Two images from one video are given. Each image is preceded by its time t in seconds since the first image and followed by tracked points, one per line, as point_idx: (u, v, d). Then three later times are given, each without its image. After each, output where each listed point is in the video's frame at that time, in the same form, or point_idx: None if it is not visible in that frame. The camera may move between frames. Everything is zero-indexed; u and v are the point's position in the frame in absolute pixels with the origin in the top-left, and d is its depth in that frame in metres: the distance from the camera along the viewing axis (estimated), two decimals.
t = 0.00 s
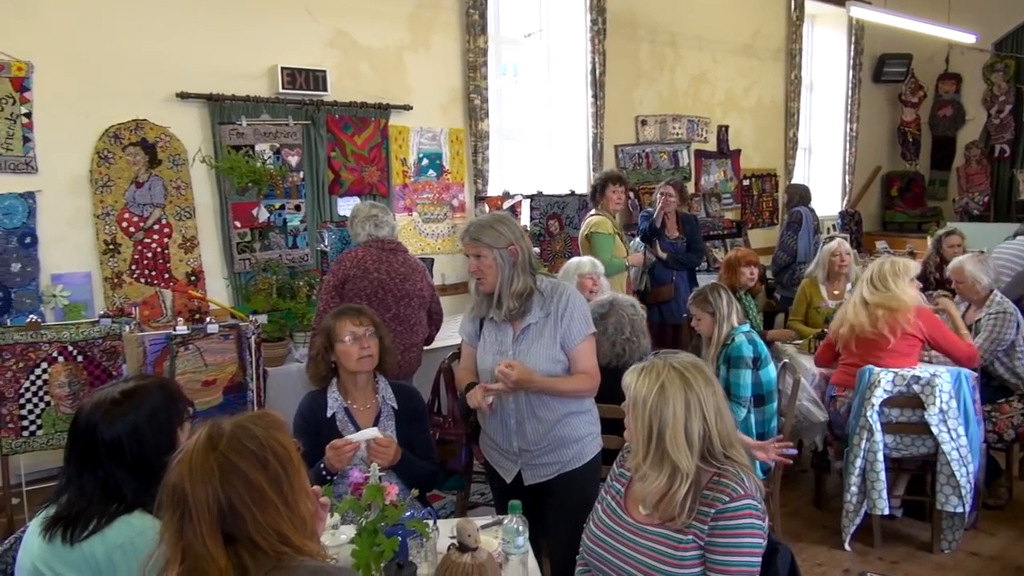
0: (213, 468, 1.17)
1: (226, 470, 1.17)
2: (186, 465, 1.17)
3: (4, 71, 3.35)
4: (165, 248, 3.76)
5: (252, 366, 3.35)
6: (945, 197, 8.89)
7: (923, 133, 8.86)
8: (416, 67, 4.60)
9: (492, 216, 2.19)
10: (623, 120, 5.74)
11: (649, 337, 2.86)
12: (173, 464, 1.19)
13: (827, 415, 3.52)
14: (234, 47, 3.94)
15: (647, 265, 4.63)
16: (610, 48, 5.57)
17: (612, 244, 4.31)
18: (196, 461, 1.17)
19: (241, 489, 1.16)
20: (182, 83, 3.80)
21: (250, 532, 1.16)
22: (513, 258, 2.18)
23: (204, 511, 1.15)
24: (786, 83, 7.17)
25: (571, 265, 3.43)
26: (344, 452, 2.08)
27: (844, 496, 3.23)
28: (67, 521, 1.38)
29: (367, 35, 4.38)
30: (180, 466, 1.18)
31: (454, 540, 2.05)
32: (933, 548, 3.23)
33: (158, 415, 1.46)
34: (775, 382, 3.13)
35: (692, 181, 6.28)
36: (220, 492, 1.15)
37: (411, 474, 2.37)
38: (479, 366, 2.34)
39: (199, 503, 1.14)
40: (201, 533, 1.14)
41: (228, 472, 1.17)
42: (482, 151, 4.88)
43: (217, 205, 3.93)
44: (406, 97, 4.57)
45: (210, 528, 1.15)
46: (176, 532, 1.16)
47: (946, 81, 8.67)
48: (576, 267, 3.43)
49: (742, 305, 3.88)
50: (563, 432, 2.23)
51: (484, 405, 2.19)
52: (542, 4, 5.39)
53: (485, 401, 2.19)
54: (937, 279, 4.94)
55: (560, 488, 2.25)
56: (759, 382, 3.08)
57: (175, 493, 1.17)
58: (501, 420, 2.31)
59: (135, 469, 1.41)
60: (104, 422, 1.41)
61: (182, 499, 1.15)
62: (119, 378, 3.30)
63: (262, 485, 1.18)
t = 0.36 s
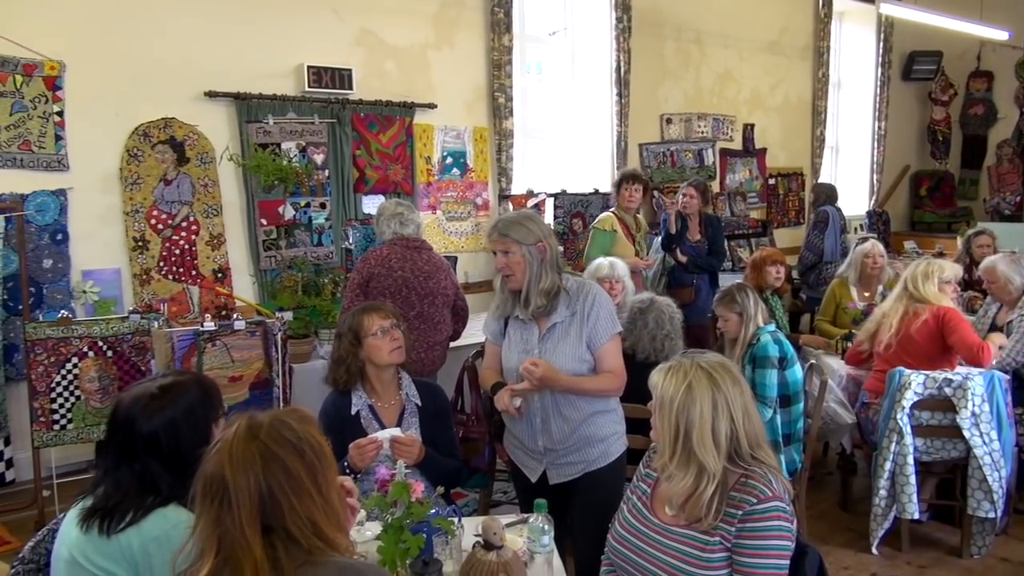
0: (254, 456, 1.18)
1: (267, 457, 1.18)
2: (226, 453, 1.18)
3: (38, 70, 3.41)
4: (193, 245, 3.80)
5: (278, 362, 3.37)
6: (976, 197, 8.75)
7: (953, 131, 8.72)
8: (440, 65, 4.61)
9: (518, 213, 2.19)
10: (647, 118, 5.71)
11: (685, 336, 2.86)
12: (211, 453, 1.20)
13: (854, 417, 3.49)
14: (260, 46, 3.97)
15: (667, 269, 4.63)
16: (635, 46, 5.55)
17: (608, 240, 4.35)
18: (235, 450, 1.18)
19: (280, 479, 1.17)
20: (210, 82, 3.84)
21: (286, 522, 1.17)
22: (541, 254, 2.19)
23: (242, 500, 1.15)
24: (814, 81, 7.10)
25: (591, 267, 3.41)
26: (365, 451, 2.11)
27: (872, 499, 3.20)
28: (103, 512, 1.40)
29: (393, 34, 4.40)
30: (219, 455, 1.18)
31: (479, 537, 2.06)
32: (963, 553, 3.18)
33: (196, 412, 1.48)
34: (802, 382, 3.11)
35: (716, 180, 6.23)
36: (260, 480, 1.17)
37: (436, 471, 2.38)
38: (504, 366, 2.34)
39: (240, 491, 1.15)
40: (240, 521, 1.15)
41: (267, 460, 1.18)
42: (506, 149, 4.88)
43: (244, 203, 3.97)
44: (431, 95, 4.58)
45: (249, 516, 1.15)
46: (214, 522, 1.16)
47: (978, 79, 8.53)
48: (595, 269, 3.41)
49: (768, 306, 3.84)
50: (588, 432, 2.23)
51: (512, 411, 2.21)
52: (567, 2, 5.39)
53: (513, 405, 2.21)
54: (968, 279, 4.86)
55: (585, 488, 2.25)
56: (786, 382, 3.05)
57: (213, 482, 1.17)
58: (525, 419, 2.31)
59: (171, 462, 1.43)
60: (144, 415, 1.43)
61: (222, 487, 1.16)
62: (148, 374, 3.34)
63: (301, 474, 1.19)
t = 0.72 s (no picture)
0: (284, 447, 1.19)
1: (296, 448, 1.19)
2: (257, 443, 1.19)
3: (67, 70, 3.46)
4: (218, 243, 3.84)
5: (302, 359, 3.40)
6: (1006, 196, 8.60)
7: (982, 129, 8.58)
8: (463, 64, 4.62)
9: (538, 214, 2.19)
10: (670, 116, 5.68)
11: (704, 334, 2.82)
12: (240, 444, 1.21)
13: (881, 419, 3.45)
14: (285, 45, 4.00)
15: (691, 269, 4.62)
16: (658, 44, 5.52)
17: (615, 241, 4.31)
18: (266, 441, 1.19)
19: (310, 471, 1.18)
20: (235, 81, 3.87)
21: (314, 515, 1.17)
22: (567, 253, 2.20)
23: (272, 490, 1.16)
24: (839, 78, 7.02)
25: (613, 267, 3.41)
26: (387, 452, 2.13)
27: (899, 501, 3.16)
28: (141, 504, 1.42)
29: (416, 33, 4.41)
30: (249, 445, 1.20)
31: (502, 536, 2.06)
32: (991, 557, 3.13)
33: (235, 408, 1.49)
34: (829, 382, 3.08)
35: (740, 178, 6.18)
36: (290, 471, 1.17)
37: (460, 469, 2.38)
38: (528, 364, 2.34)
39: (270, 480, 1.16)
40: (269, 510, 1.15)
41: (297, 451, 1.19)
42: (529, 148, 4.87)
43: (268, 201, 4.00)
44: (453, 94, 4.59)
45: (278, 506, 1.16)
46: (243, 511, 1.16)
47: (1008, 75, 8.38)
48: (616, 269, 3.41)
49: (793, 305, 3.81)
50: (612, 430, 2.22)
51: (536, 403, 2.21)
52: None
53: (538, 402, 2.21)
54: (999, 279, 4.77)
55: (608, 487, 2.24)
56: (815, 379, 3.02)
57: (243, 472, 1.18)
58: (549, 417, 2.31)
59: (209, 457, 1.44)
60: (184, 409, 1.45)
61: (252, 476, 1.17)
62: (174, 370, 3.38)
63: (329, 466, 1.20)
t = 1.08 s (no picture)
0: (314, 439, 1.20)
1: (327, 441, 1.20)
2: (287, 435, 1.20)
3: (100, 70, 3.51)
4: (246, 241, 3.88)
5: (328, 356, 3.42)
6: None
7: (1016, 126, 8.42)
8: (489, 62, 4.62)
9: (563, 212, 2.19)
10: (696, 114, 5.64)
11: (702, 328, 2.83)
12: (271, 437, 1.22)
13: (911, 421, 3.40)
14: (313, 45, 4.03)
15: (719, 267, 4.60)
16: (684, 42, 5.48)
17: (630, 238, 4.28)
18: (296, 434, 1.20)
19: (339, 464, 1.19)
20: (264, 81, 3.91)
21: (343, 508, 1.18)
22: (594, 251, 2.19)
23: (302, 482, 1.17)
24: (869, 75, 6.93)
25: (639, 264, 3.41)
26: (414, 453, 2.14)
27: (929, 505, 3.11)
28: (182, 497, 1.43)
29: (442, 31, 4.43)
30: (280, 437, 1.21)
31: (529, 534, 2.06)
32: None
33: (278, 405, 1.51)
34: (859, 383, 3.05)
35: (767, 177, 6.13)
36: (319, 462, 1.18)
37: (487, 467, 2.39)
38: (554, 364, 2.34)
39: (299, 471, 1.17)
40: (299, 500, 1.16)
41: (328, 444, 1.19)
42: (554, 146, 4.86)
43: (295, 199, 4.04)
44: (479, 92, 4.60)
45: (308, 497, 1.17)
46: (273, 501, 1.17)
47: None
48: (643, 267, 3.41)
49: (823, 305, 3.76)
50: (639, 429, 2.21)
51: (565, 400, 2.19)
52: None
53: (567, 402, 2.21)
54: None
55: (634, 487, 2.23)
56: (847, 379, 2.99)
57: (274, 464, 1.19)
58: (575, 416, 2.31)
59: (251, 453, 1.47)
60: (230, 404, 1.48)
61: (282, 466, 1.17)
62: (203, 366, 3.42)
63: (358, 458, 1.20)
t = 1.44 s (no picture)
0: (343, 435, 1.20)
1: (355, 438, 1.20)
2: (316, 432, 1.21)
3: (132, 69, 3.56)
4: (274, 238, 3.92)
5: (354, 353, 3.44)
6: None
7: None
8: (515, 61, 4.62)
9: (589, 211, 2.18)
10: (724, 113, 5.59)
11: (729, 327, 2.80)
12: (301, 433, 1.24)
13: (942, 425, 3.35)
14: (341, 44, 4.06)
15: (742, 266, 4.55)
16: (712, 40, 5.44)
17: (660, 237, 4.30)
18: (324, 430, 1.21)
19: (367, 460, 1.19)
20: (292, 79, 3.94)
21: (371, 504, 1.19)
22: (619, 251, 2.18)
23: (330, 478, 1.18)
24: (900, 74, 6.83)
25: (673, 260, 3.37)
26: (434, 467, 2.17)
27: (961, 510, 3.06)
28: (216, 490, 1.45)
29: (469, 30, 4.44)
30: (309, 433, 1.22)
31: (554, 533, 2.06)
32: None
33: (311, 403, 1.53)
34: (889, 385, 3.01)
35: (796, 177, 6.06)
36: (348, 459, 1.19)
37: (511, 467, 2.39)
38: (580, 364, 2.33)
39: (327, 467, 1.17)
40: (328, 496, 1.17)
41: (356, 441, 1.20)
42: (580, 145, 4.85)
43: (322, 197, 4.07)
44: (505, 91, 4.60)
45: (337, 493, 1.17)
46: (302, 497, 1.18)
47: None
48: (677, 263, 3.37)
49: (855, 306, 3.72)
50: (665, 430, 2.20)
51: (591, 400, 2.18)
52: None
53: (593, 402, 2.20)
54: None
55: (660, 488, 2.22)
56: (876, 382, 2.96)
57: (302, 460, 1.20)
58: (600, 415, 2.30)
59: (284, 449, 1.48)
60: (265, 400, 1.50)
61: (311, 463, 1.18)
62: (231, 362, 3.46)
63: (386, 455, 1.21)
